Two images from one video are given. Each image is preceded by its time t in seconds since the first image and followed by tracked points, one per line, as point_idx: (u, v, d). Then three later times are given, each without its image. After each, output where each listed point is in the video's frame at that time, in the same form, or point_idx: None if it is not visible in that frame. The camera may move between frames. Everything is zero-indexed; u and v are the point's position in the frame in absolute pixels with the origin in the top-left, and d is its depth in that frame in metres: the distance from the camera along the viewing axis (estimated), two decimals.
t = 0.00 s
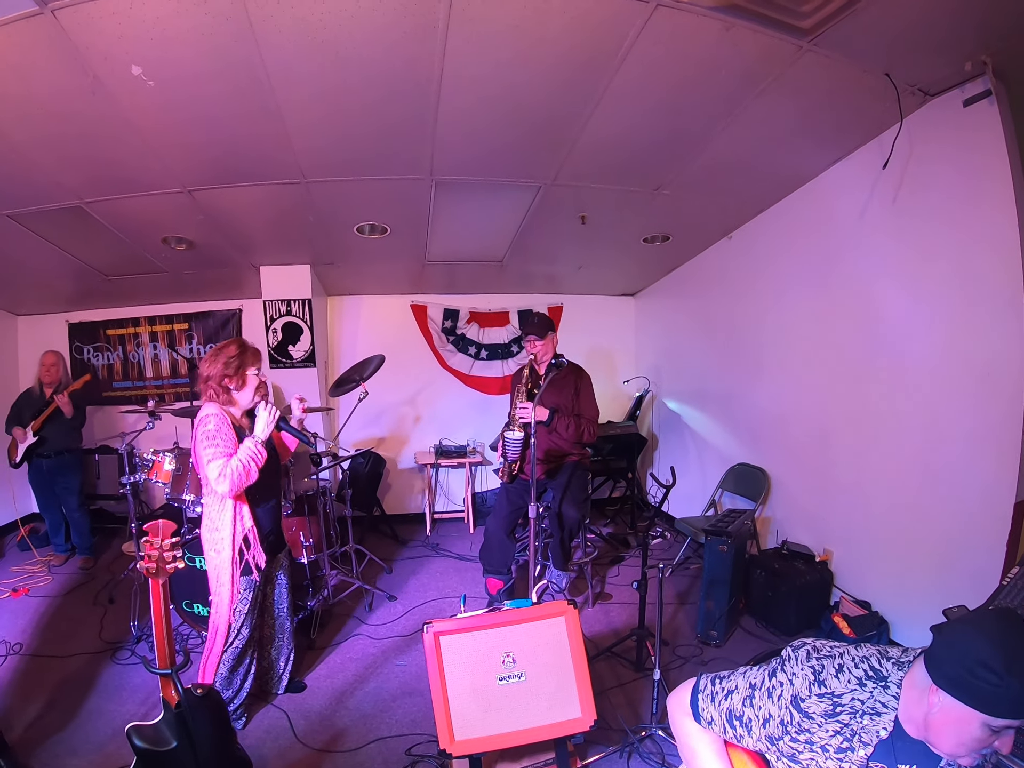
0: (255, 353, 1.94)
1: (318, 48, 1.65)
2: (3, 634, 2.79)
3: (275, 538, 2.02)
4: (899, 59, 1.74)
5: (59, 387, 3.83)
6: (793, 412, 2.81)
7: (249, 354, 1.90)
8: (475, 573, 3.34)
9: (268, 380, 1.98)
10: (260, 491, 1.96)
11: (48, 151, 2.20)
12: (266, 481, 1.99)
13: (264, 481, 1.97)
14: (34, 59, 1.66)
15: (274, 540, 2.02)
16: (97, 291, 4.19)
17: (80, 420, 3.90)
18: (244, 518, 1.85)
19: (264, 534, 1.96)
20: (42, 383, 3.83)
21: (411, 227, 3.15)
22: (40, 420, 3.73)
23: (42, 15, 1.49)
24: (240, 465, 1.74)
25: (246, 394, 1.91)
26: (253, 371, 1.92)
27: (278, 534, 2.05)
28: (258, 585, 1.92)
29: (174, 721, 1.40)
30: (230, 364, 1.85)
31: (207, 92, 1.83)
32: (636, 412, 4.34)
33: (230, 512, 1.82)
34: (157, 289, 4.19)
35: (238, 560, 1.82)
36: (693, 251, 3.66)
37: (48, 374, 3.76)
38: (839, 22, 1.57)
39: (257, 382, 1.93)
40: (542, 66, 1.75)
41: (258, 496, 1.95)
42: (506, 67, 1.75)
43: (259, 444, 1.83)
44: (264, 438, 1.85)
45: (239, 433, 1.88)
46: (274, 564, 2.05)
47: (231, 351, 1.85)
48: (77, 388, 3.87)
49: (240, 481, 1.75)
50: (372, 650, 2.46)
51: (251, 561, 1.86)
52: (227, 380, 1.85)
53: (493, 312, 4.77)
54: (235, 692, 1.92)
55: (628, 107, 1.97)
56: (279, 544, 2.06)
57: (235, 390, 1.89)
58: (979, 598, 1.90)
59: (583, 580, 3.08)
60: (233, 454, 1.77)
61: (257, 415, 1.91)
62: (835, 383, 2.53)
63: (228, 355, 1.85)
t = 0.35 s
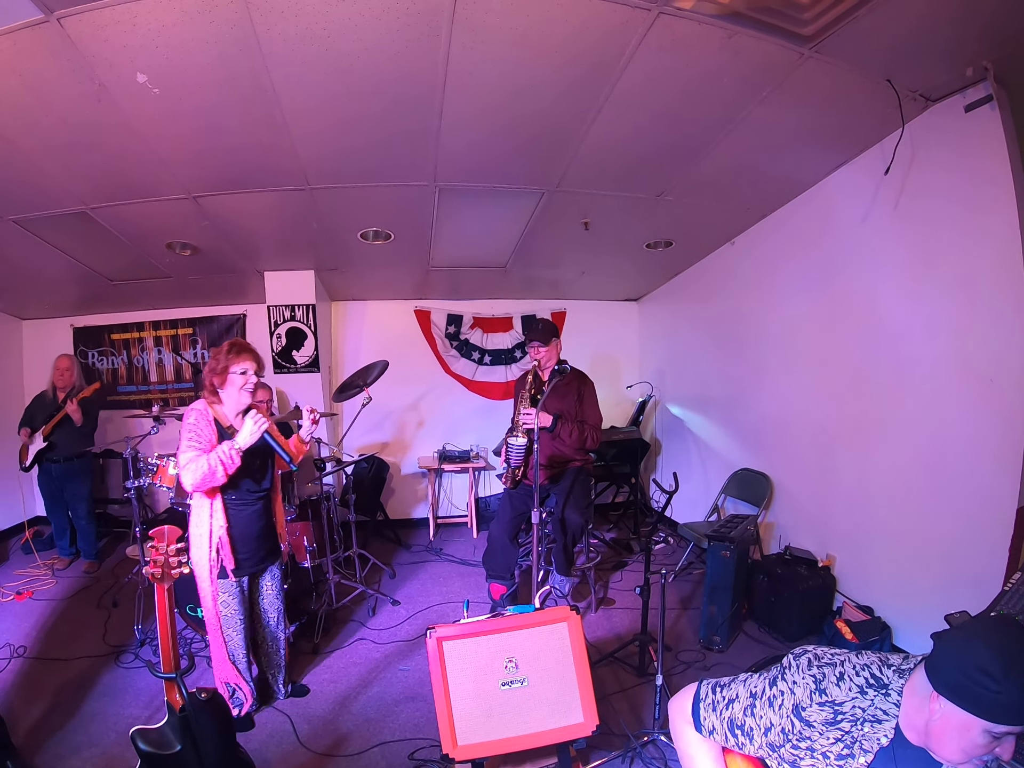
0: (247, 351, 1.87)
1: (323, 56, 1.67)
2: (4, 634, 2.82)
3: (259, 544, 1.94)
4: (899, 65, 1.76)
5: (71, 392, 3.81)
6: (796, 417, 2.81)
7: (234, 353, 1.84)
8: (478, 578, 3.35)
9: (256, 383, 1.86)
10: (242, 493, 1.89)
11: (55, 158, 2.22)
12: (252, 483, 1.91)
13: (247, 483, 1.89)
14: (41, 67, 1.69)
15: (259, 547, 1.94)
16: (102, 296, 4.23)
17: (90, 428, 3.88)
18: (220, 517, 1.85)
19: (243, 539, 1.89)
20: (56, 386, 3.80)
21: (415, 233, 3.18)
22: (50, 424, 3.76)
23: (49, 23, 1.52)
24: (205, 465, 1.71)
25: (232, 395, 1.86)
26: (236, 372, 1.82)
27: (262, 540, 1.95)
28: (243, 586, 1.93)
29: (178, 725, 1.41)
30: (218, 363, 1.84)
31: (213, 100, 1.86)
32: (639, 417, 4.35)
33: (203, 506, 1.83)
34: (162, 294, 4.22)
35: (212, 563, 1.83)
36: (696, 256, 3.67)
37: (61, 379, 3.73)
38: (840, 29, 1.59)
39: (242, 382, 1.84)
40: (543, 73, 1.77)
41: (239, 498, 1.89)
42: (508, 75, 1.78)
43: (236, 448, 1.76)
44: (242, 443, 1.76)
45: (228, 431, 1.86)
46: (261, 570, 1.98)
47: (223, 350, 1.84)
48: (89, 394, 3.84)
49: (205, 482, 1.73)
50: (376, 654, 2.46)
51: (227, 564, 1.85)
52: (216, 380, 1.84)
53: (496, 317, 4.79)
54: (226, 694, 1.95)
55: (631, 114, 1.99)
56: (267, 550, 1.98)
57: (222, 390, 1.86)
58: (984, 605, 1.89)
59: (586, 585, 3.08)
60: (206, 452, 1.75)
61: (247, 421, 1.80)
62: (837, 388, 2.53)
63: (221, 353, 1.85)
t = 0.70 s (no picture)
0: (220, 357, 1.81)
1: (327, 58, 1.68)
2: (6, 634, 2.83)
3: (232, 554, 1.88)
4: (902, 68, 1.76)
5: (81, 394, 3.80)
6: (799, 420, 2.80)
7: (205, 359, 1.78)
8: (479, 580, 3.34)
9: (227, 390, 1.80)
10: (211, 500, 1.85)
11: (58, 159, 2.23)
12: (223, 491, 1.86)
13: (216, 490, 1.85)
14: (44, 68, 1.70)
15: (235, 556, 1.89)
16: (104, 296, 4.24)
17: (98, 431, 3.89)
18: (189, 522, 1.85)
19: (215, 547, 1.85)
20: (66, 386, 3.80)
21: (418, 235, 3.18)
22: (58, 425, 3.76)
23: (52, 24, 1.53)
24: (160, 469, 1.70)
25: (203, 401, 1.80)
26: (207, 378, 1.77)
27: (236, 551, 1.89)
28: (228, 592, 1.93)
29: (179, 726, 1.40)
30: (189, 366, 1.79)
31: (216, 102, 1.87)
32: (641, 420, 4.34)
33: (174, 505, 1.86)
34: (164, 295, 4.24)
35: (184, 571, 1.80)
36: (698, 259, 3.67)
37: (72, 380, 3.73)
38: (843, 31, 1.59)
39: (212, 388, 1.78)
40: (545, 76, 1.77)
41: (208, 505, 1.86)
42: (511, 78, 1.78)
43: (191, 454, 1.74)
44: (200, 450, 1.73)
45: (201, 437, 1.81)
46: (243, 578, 1.93)
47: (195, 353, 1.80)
48: (97, 398, 3.82)
49: (164, 487, 1.72)
50: (377, 656, 2.46)
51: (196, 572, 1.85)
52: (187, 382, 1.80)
53: (498, 320, 4.79)
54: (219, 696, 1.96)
55: (634, 116, 1.99)
56: (247, 561, 1.92)
57: (196, 395, 1.81)
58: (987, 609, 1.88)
59: (587, 588, 3.07)
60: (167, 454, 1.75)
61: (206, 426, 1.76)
62: (840, 391, 2.52)
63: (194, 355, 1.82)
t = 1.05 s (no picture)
0: (207, 362, 1.80)
1: (329, 63, 1.70)
2: (8, 635, 2.83)
3: (224, 555, 1.86)
4: (900, 74, 1.77)
5: (89, 395, 3.84)
6: (799, 425, 2.81)
7: (196, 365, 1.78)
8: (479, 584, 3.35)
9: (215, 397, 1.78)
10: (202, 500, 1.85)
11: (62, 162, 2.25)
12: (213, 492, 1.85)
13: (207, 491, 1.84)
14: (49, 72, 1.72)
15: (227, 557, 1.87)
16: (106, 299, 4.26)
17: (103, 432, 3.90)
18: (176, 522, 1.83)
19: (205, 549, 1.83)
20: (72, 387, 3.83)
21: (419, 240, 3.20)
22: (66, 426, 3.77)
23: (56, 28, 1.55)
24: (149, 474, 1.70)
25: (192, 407, 1.79)
26: (190, 387, 1.75)
27: (228, 551, 1.87)
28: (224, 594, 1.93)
29: (179, 728, 1.41)
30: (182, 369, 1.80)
31: (219, 106, 1.88)
32: (641, 424, 4.35)
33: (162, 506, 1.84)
34: (166, 298, 4.25)
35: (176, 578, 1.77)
36: (698, 264, 3.68)
37: (80, 380, 3.77)
38: (842, 38, 1.60)
39: (200, 395, 1.76)
40: (545, 82, 1.79)
41: (198, 506, 1.84)
42: (511, 84, 1.80)
43: (179, 461, 1.74)
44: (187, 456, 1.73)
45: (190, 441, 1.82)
46: (238, 578, 1.92)
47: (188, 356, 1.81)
48: (106, 398, 3.85)
49: (155, 493, 1.72)
50: (376, 660, 2.46)
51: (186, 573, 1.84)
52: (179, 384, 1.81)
53: (498, 324, 4.80)
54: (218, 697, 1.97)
55: (634, 122, 2.01)
56: (240, 561, 1.91)
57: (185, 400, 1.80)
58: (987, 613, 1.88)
59: (587, 592, 3.08)
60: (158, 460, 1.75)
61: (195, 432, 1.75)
62: (839, 396, 2.53)
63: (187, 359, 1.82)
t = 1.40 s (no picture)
0: (216, 363, 1.81)
1: (331, 67, 1.71)
2: (4, 634, 2.81)
3: (240, 552, 1.89)
4: (897, 84, 1.79)
5: (88, 394, 3.88)
6: (795, 431, 2.82)
7: (204, 367, 1.78)
8: (474, 587, 3.35)
9: (219, 399, 1.79)
10: (221, 498, 1.86)
11: (64, 161, 2.26)
12: (232, 490, 1.88)
13: (226, 489, 1.87)
14: (52, 71, 1.73)
15: (242, 554, 1.90)
16: (105, 298, 4.26)
17: (105, 433, 3.93)
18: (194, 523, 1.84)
19: (223, 545, 1.86)
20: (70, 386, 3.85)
21: (418, 243, 3.22)
22: (67, 425, 3.77)
23: (60, 28, 1.56)
24: (173, 479, 1.70)
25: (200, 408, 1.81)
26: (198, 390, 1.76)
27: (245, 548, 1.90)
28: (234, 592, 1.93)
29: (173, 725, 1.41)
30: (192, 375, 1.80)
31: (221, 108, 1.90)
32: (637, 429, 4.36)
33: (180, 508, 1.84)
34: (166, 297, 4.26)
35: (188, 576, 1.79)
36: (696, 270, 3.70)
37: (80, 379, 3.82)
38: (840, 48, 1.62)
39: (205, 397, 1.77)
40: (546, 88, 1.81)
41: (217, 504, 1.86)
42: (511, 90, 1.82)
43: (206, 468, 1.74)
44: (215, 464, 1.73)
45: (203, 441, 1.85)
46: (251, 576, 1.94)
47: (196, 361, 1.80)
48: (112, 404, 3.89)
49: (173, 494, 1.72)
50: (371, 661, 2.46)
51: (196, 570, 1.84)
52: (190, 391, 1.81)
53: (497, 327, 4.81)
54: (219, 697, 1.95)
55: (633, 129, 2.03)
56: (254, 557, 1.94)
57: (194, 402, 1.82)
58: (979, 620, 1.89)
59: (582, 595, 3.08)
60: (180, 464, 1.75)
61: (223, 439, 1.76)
62: (834, 403, 2.55)
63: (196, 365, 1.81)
